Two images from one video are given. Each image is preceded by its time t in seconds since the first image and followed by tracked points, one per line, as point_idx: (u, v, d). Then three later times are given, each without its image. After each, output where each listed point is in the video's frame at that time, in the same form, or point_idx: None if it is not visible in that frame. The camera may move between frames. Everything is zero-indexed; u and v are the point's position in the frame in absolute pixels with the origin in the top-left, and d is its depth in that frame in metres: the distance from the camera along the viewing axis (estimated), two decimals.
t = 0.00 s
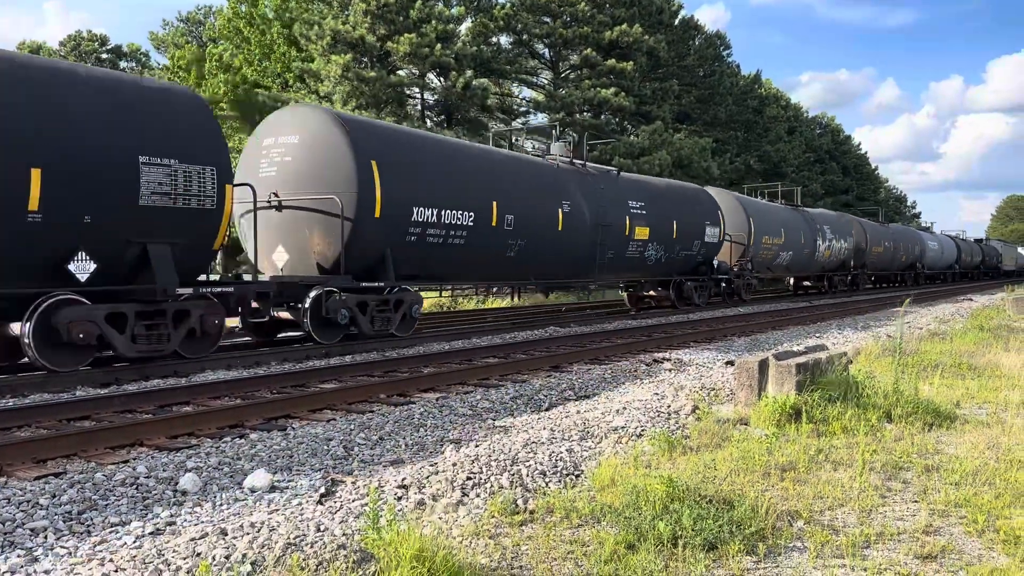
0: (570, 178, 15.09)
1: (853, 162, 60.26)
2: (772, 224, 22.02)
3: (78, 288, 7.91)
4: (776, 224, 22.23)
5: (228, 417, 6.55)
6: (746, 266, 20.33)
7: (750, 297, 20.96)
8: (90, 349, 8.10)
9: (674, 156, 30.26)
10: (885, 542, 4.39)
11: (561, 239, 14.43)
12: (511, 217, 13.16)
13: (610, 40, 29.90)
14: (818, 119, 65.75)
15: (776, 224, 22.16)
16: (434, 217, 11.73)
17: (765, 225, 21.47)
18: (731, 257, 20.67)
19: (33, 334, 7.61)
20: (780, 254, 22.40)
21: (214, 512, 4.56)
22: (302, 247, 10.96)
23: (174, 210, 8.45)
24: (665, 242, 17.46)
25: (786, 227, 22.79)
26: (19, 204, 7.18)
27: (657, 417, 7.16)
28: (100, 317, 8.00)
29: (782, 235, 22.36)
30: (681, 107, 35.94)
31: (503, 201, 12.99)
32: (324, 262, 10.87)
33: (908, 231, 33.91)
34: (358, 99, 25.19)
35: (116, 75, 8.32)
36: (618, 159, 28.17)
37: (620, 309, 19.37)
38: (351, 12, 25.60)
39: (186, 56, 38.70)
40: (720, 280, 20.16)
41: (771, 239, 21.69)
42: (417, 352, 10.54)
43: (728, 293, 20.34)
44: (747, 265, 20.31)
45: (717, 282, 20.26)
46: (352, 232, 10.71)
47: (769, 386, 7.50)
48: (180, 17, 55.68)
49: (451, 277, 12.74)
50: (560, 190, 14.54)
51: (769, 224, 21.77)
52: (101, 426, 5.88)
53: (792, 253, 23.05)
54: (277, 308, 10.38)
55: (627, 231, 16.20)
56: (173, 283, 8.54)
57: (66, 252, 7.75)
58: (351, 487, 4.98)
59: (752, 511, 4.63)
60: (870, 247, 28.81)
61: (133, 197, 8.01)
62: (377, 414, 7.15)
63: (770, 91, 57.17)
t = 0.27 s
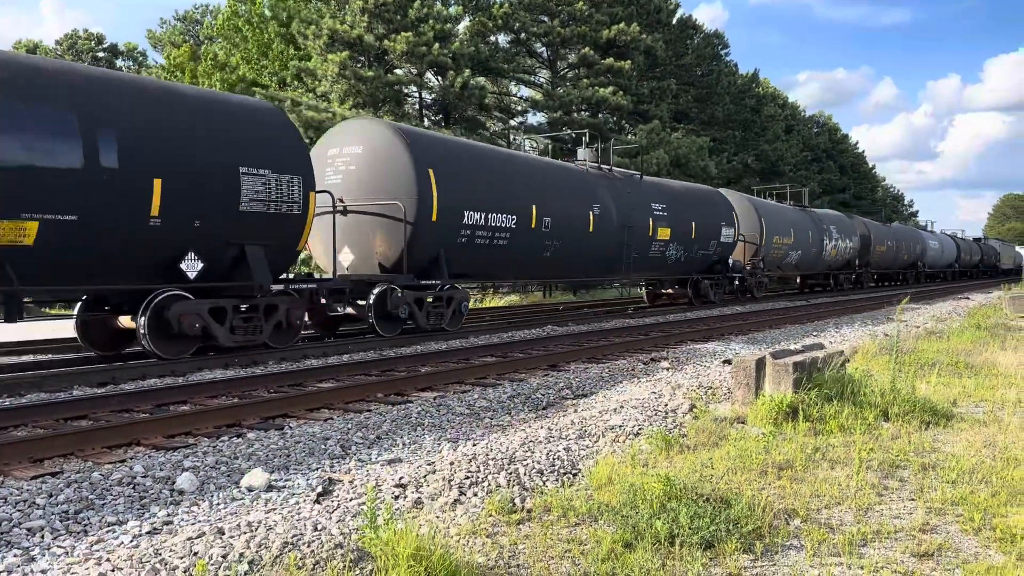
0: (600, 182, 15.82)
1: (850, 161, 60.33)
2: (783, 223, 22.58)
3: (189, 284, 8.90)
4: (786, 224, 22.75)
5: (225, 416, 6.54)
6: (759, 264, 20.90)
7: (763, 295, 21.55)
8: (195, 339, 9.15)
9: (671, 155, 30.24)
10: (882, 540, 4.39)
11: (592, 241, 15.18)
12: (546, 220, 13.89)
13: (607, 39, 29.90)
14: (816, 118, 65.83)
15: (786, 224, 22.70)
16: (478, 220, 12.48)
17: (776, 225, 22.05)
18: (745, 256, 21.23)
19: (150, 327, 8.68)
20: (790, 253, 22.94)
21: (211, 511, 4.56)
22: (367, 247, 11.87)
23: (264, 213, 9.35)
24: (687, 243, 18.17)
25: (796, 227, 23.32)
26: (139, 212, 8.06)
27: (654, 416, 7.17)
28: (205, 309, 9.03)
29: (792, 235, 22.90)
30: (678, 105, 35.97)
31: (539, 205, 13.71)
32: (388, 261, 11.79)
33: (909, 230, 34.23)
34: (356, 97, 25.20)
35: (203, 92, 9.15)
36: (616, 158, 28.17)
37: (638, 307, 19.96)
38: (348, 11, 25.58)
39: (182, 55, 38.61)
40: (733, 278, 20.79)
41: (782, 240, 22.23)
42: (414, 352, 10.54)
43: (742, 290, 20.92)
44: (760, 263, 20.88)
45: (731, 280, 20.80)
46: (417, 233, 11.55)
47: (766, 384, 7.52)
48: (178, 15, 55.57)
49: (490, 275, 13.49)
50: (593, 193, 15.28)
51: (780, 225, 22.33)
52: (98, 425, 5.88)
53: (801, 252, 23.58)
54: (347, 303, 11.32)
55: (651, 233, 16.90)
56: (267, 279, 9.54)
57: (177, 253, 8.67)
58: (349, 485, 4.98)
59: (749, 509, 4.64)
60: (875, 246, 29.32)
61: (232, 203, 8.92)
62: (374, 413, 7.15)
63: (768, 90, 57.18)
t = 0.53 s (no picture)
0: (628, 186, 16.47)
1: (848, 160, 60.37)
2: (793, 223, 23.17)
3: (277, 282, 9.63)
4: (795, 224, 23.34)
5: (223, 416, 6.54)
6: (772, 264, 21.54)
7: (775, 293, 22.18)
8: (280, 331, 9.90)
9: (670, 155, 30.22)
10: (879, 539, 4.40)
11: (623, 241, 15.79)
12: (581, 221, 14.50)
13: (606, 38, 29.90)
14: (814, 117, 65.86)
15: (796, 224, 23.31)
16: (520, 221, 13.12)
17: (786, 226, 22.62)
18: (758, 257, 21.88)
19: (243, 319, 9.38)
20: (800, 253, 23.53)
21: (209, 511, 4.56)
22: (422, 246, 12.58)
23: (340, 218, 10.05)
24: (706, 244, 18.84)
25: (806, 227, 23.87)
26: (236, 216, 8.78)
27: (652, 415, 7.18)
28: (291, 304, 9.77)
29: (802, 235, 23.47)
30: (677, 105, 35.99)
31: (574, 207, 14.33)
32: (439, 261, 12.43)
33: (911, 230, 34.52)
34: (354, 97, 25.23)
35: (284, 108, 9.87)
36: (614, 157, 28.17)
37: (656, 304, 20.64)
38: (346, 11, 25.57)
39: (180, 54, 38.55)
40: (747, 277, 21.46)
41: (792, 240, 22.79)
42: (413, 351, 10.54)
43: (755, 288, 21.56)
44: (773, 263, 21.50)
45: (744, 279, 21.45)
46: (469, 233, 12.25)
47: (764, 383, 7.52)
48: (176, 15, 55.49)
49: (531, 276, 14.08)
50: (621, 196, 15.93)
51: (790, 225, 22.91)
52: (97, 425, 5.87)
53: (811, 252, 24.18)
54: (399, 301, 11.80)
55: (674, 235, 17.55)
56: (343, 277, 10.26)
57: (266, 254, 9.38)
58: (346, 485, 4.99)
59: (747, 508, 4.64)
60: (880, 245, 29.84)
61: (315, 208, 9.63)
62: (372, 413, 7.15)
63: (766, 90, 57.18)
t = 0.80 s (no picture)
0: (652, 192, 17.63)
1: (847, 160, 60.39)
2: (802, 224, 24.04)
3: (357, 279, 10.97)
4: (804, 225, 24.17)
5: (222, 417, 6.53)
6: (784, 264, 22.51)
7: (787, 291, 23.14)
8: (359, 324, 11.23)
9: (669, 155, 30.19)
10: (878, 539, 4.40)
11: (649, 243, 16.90)
12: (614, 224, 15.65)
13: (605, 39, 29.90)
14: (814, 117, 65.87)
15: (806, 226, 24.19)
16: (561, 225, 14.24)
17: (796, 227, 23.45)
18: (773, 257, 23.15)
19: (327, 312, 10.78)
20: (809, 253, 24.41)
21: (208, 512, 4.56)
22: (473, 247, 13.72)
23: (412, 223, 11.37)
24: (722, 244, 19.91)
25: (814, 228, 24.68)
26: (328, 223, 10.10)
27: (651, 416, 7.18)
28: (370, 300, 11.09)
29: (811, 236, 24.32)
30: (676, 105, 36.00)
31: (607, 210, 15.45)
32: (489, 260, 13.56)
33: (912, 231, 34.91)
34: (353, 97, 25.21)
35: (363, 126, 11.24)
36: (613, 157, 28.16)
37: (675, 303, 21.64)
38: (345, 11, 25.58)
39: (178, 55, 38.54)
40: (761, 275, 22.51)
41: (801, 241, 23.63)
42: (412, 352, 10.55)
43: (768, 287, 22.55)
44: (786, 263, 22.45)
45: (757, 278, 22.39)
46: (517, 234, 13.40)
47: (763, 384, 7.52)
48: (175, 15, 55.46)
49: (570, 275, 15.21)
50: (647, 201, 17.06)
51: (799, 226, 23.76)
52: (96, 426, 5.87)
53: (820, 252, 25.08)
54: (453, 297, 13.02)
55: (695, 236, 18.64)
56: (414, 277, 11.61)
57: (350, 255, 10.69)
58: (345, 486, 4.98)
59: (746, 509, 4.64)
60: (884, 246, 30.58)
61: (390, 215, 10.94)
62: (371, 413, 7.15)
63: (765, 90, 57.19)
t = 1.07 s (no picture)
0: (673, 196, 18.37)
1: (847, 160, 60.38)
2: (813, 225, 24.65)
3: (411, 279, 11.81)
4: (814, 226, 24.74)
5: (221, 418, 6.53)
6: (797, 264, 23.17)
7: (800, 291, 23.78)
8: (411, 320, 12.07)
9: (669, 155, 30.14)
10: (879, 539, 4.40)
11: (671, 244, 17.63)
12: (638, 226, 16.42)
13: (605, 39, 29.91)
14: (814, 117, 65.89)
15: (817, 227, 24.79)
16: (590, 227, 14.97)
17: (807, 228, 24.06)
18: (785, 257, 23.79)
19: (385, 309, 11.62)
20: (820, 253, 25.02)
21: (208, 513, 4.56)
22: (508, 246, 14.39)
23: (460, 227, 12.25)
24: (739, 245, 20.63)
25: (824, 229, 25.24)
26: (387, 227, 10.95)
27: (652, 416, 7.18)
28: (422, 298, 11.95)
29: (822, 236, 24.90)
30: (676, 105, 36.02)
31: (632, 214, 16.18)
32: (523, 261, 14.25)
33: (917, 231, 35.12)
34: (352, 98, 25.20)
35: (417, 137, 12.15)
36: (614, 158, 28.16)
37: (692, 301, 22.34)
38: (344, 12, 25.61)
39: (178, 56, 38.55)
40: (774, 275, 23.16)
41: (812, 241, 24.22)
42: (412, 353, 10.55)
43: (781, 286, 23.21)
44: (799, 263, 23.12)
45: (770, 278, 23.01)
46: (549, 236, 14.10)
47: (763, 384, 7.52)
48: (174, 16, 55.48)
49: (599, 274, 15.94)
50: (669, 204, 17.81)
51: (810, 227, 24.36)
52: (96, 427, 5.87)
53: (830, 252, 25.68)
54: (493, 297, 13.80)
55: (713, 238, 19.34)
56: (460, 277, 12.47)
57: (407, 257, 11.56)
58: (346, 487, 4.99)
59: (746, 510, 4.64)
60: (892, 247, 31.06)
61: (443, 220, 11.83)
62: (371, 414, 7.15)
63: (766, 90, 57.20)
